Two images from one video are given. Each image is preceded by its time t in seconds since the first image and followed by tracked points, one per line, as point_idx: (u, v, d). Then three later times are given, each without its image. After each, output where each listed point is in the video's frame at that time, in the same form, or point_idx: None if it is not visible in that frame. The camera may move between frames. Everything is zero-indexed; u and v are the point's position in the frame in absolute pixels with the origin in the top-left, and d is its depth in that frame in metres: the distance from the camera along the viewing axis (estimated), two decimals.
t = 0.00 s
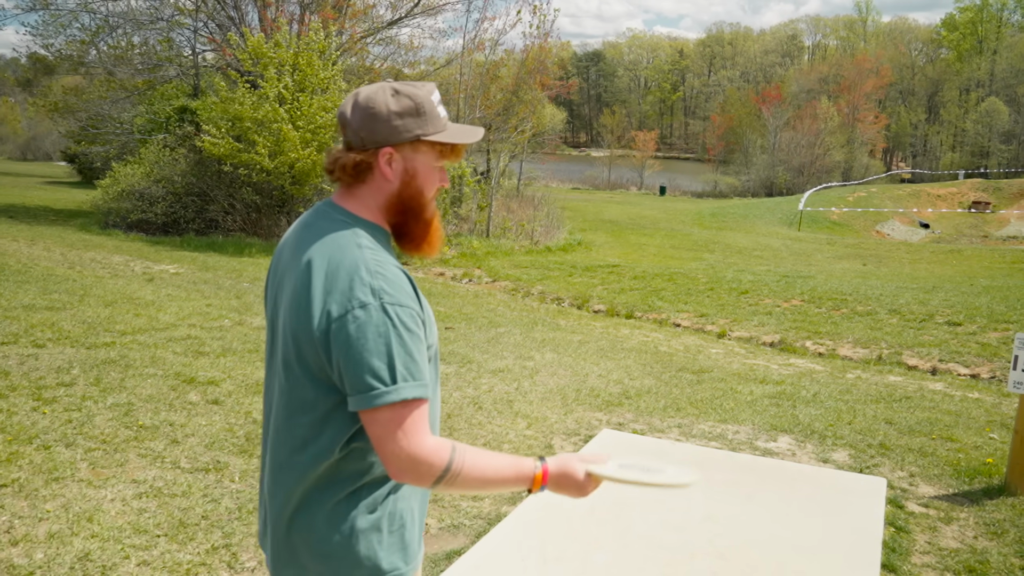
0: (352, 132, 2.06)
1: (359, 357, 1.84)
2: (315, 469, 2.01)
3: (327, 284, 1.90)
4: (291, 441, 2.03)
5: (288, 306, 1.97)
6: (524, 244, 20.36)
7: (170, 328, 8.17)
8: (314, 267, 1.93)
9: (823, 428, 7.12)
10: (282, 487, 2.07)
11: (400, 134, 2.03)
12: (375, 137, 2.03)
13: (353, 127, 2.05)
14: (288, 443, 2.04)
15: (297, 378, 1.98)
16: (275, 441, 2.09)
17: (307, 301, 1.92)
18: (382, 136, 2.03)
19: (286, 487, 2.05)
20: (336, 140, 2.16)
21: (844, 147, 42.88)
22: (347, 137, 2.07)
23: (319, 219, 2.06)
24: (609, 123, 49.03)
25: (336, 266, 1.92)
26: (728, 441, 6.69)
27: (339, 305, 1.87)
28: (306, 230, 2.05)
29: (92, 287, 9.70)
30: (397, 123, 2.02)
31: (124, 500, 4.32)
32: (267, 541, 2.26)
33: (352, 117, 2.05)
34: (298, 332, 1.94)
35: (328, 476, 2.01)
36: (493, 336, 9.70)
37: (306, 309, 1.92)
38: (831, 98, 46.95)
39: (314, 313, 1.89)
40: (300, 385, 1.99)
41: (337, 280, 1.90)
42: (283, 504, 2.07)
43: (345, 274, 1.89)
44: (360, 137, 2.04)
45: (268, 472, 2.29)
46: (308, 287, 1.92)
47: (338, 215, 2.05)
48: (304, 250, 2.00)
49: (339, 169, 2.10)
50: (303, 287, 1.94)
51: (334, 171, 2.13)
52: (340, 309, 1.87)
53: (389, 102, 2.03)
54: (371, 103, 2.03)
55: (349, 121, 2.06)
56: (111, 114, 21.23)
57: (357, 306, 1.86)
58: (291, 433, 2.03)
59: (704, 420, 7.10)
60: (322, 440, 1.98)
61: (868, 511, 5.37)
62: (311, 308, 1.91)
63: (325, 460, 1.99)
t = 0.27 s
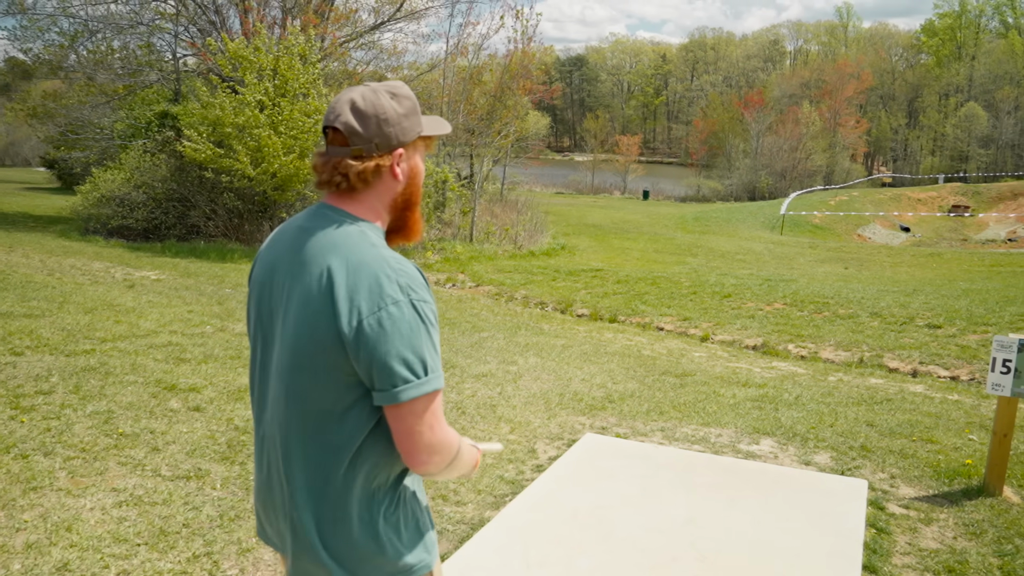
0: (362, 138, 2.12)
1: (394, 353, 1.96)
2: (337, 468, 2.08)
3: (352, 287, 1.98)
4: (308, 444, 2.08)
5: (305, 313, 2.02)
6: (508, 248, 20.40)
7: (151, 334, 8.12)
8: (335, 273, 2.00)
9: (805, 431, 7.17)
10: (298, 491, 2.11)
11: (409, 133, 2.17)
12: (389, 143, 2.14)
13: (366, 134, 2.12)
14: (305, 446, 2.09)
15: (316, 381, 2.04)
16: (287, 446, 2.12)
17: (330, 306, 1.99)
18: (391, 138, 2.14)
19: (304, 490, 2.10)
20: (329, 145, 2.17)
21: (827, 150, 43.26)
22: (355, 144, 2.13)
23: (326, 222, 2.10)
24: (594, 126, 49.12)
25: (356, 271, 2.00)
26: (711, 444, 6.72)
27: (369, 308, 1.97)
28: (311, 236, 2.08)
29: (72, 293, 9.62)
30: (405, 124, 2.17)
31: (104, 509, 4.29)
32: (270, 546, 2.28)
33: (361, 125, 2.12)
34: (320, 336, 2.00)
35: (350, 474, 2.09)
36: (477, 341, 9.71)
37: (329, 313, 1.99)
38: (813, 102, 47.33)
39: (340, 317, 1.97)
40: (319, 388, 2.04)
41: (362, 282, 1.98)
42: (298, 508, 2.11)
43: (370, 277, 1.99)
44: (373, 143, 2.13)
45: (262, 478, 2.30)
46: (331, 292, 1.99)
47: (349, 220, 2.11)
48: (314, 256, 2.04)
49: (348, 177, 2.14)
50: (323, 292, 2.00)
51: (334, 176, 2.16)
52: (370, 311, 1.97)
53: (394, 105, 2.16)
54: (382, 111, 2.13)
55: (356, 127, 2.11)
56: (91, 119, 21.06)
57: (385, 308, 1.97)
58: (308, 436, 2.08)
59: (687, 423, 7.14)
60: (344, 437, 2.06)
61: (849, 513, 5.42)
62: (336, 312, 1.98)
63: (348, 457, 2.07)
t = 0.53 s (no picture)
0: (363, 138, 2.02)
1: (427, 349, 1.92)
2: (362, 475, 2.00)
3: (376, 287, 1.91)
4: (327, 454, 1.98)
5: (323, 318, 1.92)
6: (488, 244, 20.47)
7: (128, 335, 8.07)
8: (355, 275, 1.91)
9: (784, 424, 7.23)
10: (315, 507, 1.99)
11: (405, 130, 2.10)
12: (389, 141, 2.06)
13: (367, 134, 2.02)
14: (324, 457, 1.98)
15: (337, 387, 1.95)
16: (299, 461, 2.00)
17: (353, 308, 1.91)
18: (391, 136, 2.06)
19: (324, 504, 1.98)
20: (324, 148, 2.05)
21: (805, 145, 43.63)
22: (356, 144, 2.02)
23: (329, 223, 1.99)
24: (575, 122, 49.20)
25: (379, 269, 1.92)
26: (690, 438, 6.78)
27: (396, 306, 1.91)
28: (317, 238, 1.97)
29: (47, 294, 9.54)
30: (402, 121, 2.09)
31: (80, 512, 4.27)
32: (273, 573, 2.13)
33: (361, 124, 2.02)
34: (343, 339, 1.91)
35: (375, 478, 2.02)
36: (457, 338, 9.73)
37: (353, 316, 1.91)
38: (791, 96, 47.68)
39: (366, 319, 1.89)
40: (340, 394, 1.95)
41: (387, 280, 1.91)
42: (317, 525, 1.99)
43: (394, 274, 1.92)
44: (374, 143, 2.03)
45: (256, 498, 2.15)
46: (354, 294, 1.90)
47: (356, 221, 2.01)
48: (326, 259, 1.94)
49: (350, 177, 2.03)
50: (345, 295, 1.91)
51: (334, 178, 2.04)
52: (398, 309, 1.91)
53: (390, 102, 2.08)
54: (381, 110, 2.04)
55: (357, 129, 2.01)
56: (66, 118, 20.88)
57: (413, 304, 1.92)
58: (327, 446, 1.98)
59: (666, 418, 7.19)
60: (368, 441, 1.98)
61: (827, 505, 5.47)
62: (361, 313, 1.90)
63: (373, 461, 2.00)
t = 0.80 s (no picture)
0: (394, 141, 1.97)
1: (468, 363, 1.87)
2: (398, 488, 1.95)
3: (417, 298, 1.86)
4: (363, 472, 1.91)
5: (360, 330, 1.84)
6: (465, 245, 20.55)
7: (101, 338, 8.00)
8: (396, 287, 1.85)
9: (760, 421, 7.30)
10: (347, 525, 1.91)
11: (434, 134, 2.06)
12: (421, 145, 2.01)
13: (398, 137, 1.97)
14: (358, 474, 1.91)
15: (374, 402, 1.88)
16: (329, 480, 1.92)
17: (394, 321, 1.84)
18: (422, 139, 2.02)
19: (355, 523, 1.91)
20: (350, 152, 1.99)
21: (781, 144, 44.07)
22: (386, 147, 1.97)
23: (362, 230, 1.93)
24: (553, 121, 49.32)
25: (419, 279, 1.88)
26: (667, 437, 6.82)
27: (438, 318, 1.87)
28: (350, 246, 1.90)
29: (19, 298, 9.44)
30: (431, 124, 2.05)
31: (52, 518, 4.23)
32: None
33: (394, 127, 1.97)
34: (381, 353, 1.85)
35: (408, 494, 1.97)
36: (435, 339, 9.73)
37: (394, 329, 1.84)
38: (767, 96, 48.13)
39: (407, 332, 1.84)
40: (377, 408, 1.89)
41: (427, 291, 1.87)
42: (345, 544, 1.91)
43: (434, 286, 1.88)
44: (405, 146, 1.98)
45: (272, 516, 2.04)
46: (394, 306, 1.84)
47: (389, 230, 1.95)
48: (362, 268, 1.87)
49: (381, 181, 1.97)
50: (384, 306, 1.84)
51: (362, 182, 1.98)
52: (442, 322, 1.87)
53: (419, 104, 2.04)
54: (412, 112, 2.00)
55: (390, 131, 1.96)
56: (37, 119, 20.69)
57: (454, 317, 1.88)
58: (363, 462, 1.91)
59: (644, 416, 7.24)
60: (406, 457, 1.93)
61: (802, 500, 5.53)
62: (401, 326, 1.84)
63: (408, 475, 1.96)
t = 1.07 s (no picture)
0: (427, 142, 1.90)
1: (496, 376, 1.82)
2: (413, 500, 1.89)
3: (446, 305, 1.80)
4: (382, 482, 1.84)
5: (387, 336, 1.77)
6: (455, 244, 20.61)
7: (90, 340, 7.98)
8: (425, 292, 1.79)
9: (750, 419, 7.34)
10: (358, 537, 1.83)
11: (465, 135, 2.00)
12: (452, 147, 1.94)
13: (431, 138, 1.90)
14: (377, 485, 1.84)
15: (398, 411, 1.81)
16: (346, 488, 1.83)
17: (424, 329, 1.78)
18: (454, 141, 1.95)
19: (369, 536, 1.84)
20: (380, 152, 1.91)
21: (770, 142, 44.25)
22: (418, 148, 1.90)
23: (390, 231, 1.86)
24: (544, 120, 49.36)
25: (449, 286, 1.82)
26: (658, 435, 6.84)
27: (468, 327, 1.81)
28: (378, 247, 1.83)
29: (7, 300, 9.41)
30: (463, 125, 1.99)
31: (41, 521, 4.22)
32: None
33: (427, 128, 1.89)
34: (407, 360, 1.78)
35: (422, 506, 1.91)
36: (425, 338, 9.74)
37: (423, 338, 1.78)
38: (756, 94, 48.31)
39: (436, 340, 1.78)
40: (400, 416, 1.82)
41: (457, 300, 1.81)
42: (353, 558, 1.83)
43: (463, 294, 1.83)
44: (438, 147, 1.91)
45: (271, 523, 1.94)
46: (423, 313, 1.78)
47: (416, 232, 1.89)
48: (390, 270, 1.79)
49: (413, 184, 1.90)
50: (413, 313, 1.77)
51: (392, 184, 1.90)
52: (471, 332, 1.81)
53: (452, 104, 1.96)
54: (445, 112, 1.92)
55: (423, 133, 1.88)
56: (23, 120, 20.64)
57: (484, 327, 1.83)
58: (383, 471, 1.84)
59: (634, 415, 7.26)
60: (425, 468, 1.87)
61: (791, 497, 5.56)
62: (430, 334, 1.78)
63: (424, 485, 1.91)
